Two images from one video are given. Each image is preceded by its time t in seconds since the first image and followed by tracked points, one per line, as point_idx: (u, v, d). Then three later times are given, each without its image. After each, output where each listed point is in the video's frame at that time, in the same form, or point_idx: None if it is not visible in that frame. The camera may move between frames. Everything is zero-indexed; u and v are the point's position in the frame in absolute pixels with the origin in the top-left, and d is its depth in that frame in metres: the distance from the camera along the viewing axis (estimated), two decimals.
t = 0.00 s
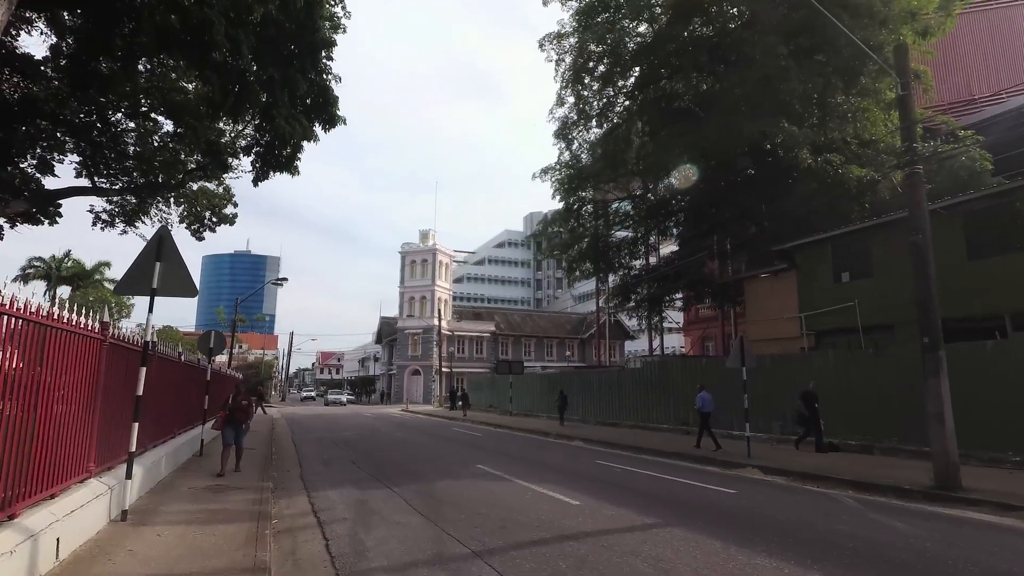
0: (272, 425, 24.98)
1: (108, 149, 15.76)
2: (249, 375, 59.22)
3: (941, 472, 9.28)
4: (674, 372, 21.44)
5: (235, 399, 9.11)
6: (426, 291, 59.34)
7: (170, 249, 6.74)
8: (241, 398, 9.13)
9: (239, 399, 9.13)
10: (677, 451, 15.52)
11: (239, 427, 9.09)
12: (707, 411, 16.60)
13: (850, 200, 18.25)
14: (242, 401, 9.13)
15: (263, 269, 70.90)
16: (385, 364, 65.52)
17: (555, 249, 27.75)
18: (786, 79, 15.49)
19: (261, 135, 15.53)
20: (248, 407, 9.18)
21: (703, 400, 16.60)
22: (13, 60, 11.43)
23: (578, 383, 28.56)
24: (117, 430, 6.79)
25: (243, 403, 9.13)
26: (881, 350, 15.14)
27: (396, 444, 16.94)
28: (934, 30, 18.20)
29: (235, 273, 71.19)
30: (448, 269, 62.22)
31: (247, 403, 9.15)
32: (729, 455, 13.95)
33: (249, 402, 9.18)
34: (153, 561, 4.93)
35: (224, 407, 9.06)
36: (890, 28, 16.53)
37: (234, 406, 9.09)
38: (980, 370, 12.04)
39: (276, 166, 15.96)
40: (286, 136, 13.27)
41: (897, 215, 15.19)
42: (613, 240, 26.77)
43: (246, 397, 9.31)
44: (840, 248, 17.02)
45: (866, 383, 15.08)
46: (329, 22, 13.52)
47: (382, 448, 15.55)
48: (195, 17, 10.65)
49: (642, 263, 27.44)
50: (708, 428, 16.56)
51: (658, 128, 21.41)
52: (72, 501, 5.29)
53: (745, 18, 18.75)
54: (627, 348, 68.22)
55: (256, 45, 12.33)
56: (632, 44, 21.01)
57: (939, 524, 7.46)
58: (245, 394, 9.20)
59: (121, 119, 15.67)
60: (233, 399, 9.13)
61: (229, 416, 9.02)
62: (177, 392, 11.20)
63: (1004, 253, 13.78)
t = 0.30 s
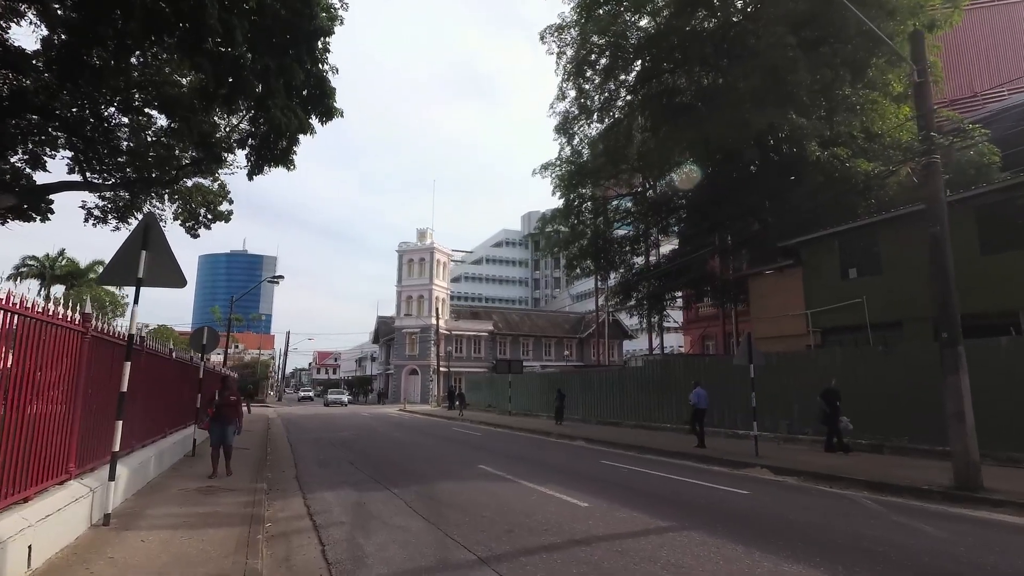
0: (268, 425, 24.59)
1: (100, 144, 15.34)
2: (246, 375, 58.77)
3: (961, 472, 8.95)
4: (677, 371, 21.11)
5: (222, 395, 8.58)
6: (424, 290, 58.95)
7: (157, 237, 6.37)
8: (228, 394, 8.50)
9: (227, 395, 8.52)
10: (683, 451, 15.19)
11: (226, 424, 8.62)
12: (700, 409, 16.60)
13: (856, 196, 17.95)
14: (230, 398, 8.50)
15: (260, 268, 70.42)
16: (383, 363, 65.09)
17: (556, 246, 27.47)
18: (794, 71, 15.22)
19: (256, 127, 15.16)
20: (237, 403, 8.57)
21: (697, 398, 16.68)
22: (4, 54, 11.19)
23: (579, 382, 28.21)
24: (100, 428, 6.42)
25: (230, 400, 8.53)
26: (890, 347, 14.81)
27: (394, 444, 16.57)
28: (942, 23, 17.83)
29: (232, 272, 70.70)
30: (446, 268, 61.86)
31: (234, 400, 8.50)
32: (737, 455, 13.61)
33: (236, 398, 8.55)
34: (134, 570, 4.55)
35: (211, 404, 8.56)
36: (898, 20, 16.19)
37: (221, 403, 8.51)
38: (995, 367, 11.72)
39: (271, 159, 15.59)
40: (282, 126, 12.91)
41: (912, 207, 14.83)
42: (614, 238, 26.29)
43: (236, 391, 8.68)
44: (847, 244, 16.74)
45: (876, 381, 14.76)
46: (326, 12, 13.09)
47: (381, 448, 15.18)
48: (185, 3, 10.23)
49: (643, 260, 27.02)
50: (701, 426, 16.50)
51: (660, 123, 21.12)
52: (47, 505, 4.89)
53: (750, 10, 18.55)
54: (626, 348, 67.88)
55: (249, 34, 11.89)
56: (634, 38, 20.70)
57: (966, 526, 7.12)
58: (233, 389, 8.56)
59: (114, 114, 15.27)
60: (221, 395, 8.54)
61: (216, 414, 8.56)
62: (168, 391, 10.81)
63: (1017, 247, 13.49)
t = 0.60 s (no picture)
0: (263, 426, 24.13)
1: (91, 140, 14.84)
2: (240, 375, 58.20)
3: (984, 477, 8.62)
4: (680, 371, 20.77)
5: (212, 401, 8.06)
6: (420, 289, 58.51)
7: (141, 231, 5.97)
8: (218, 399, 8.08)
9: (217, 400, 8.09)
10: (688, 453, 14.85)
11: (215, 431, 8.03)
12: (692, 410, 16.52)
13: (862, 194, 17.66)
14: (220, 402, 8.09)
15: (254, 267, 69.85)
16: (379, 363, 64.62)
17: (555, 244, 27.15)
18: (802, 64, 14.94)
19: (250, 121, 14.75)
20: (228, 408, 8.11)
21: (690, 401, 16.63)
22: None
23: (578, 382, 27.84)
24: (80, 435, 6.03)
25: (221, 405, 8.08)
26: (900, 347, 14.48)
27: (392, 446, 16.16)
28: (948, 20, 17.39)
29: (226, 271, 70.11)
30: (443, 268, 61.45)
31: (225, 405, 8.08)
32: (745, 458, 13.27)
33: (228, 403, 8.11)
34: None
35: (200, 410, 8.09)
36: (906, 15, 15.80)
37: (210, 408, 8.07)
38: (1012, 367, 11.41)
39: (265, 154, 15.18)
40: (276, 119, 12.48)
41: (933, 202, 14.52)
42: (614, 236, 25.95)
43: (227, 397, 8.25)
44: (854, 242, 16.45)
45: (885, 382, 14.44)
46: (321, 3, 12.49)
47: (378, 451, 14.79)
48: None
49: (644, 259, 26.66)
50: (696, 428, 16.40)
51: (661, 120, 20.82)
52: (20, 521, 4.47)
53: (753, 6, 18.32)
54: (623, 348, 67.57)
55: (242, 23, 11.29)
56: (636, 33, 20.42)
57: (997, 536, 6.78)
58: (224, 394, 8.15)
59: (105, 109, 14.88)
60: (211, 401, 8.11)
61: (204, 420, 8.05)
62: (157, 393, 10.39)
63: None
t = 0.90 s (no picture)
0: (256, 426, 23.71)
1: (81, 134, 14.35)
2: (233, 375, 57.60)
3: (1006, 478, 8.34)
4: (681, 370, 20.50)
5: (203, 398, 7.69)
6: (416, 288, 58.09)
7: (127, 216, 5.59)
8: (211, 396, 7.68)
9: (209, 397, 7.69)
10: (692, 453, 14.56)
11: (207, 431, 7.67)
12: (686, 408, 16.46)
13: (867, 190, 17.39)
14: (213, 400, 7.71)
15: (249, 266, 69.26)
16: (374, 363, 64.17)
17: (555, 242, 26.82)
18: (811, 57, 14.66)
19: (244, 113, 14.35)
20: (220, 406, 7.76)
21: (683, 399, 16.57)
22: None
23: (577, 381, 27.49)
24: (60, 436, 5.65)
25: (213, 402, 7.69)
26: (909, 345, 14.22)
27: (389, 446, 15.79)
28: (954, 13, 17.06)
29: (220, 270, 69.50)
30: (439, 266, 61.00)
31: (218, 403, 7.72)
32: (752, 458, 12.97)
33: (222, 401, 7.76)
34: None
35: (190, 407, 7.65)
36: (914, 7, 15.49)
37: (202, 406, 7.67)
38: None
39: (260, 147, 14.78)
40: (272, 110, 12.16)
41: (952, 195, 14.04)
42: (614, 234, 25.64)
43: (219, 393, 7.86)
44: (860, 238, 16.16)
45: (894, 381, 14.16)
46: None
47: (376, 451, 14.42)
48: None
49: (644, 258, 26.34)
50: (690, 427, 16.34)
51: (662, 116, 20.53)
52: None
53: None
54: (620, 347, 67.33)
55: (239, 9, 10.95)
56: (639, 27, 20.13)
57: None
58: (216, 391, 7.73)
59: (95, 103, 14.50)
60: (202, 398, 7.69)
61: (195, 419, 7.63)
62: (146, 392, 9.98)
63: None
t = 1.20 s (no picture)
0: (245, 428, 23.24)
1: (65, 129, 13.98)
2: (222, 375, 56.87)
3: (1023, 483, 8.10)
4: (679, 371, 20.24)
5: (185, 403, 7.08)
6: (408, 288, 57.61)
7: (105, 206, 5.17)
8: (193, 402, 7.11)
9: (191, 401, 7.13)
10: (693, 456, 14.29)
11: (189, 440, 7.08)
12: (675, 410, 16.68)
13: (867, 188, 17.20)
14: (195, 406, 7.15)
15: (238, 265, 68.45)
16: (365, 363, 63.63)
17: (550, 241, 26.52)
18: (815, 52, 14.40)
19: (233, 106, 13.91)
20: (203, 412, 7.19)
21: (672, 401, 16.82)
22: None
23: (572, 382, 27.18)
24: (30, 442, 5.24)
25: (195, 408, 7.12)
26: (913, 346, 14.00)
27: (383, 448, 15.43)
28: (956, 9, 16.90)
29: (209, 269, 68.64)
30: (431, 266, 60.55)
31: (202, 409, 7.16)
32: (755, 461, 12.72)
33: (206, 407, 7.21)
34: None
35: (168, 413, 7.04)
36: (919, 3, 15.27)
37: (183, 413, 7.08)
38: None
39: (250, 141, 14.35)
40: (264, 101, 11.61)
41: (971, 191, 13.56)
42: (611, 233, 25.38)
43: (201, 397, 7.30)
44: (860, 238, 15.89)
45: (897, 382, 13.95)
46: None
47: (370, 454, 14.06)
48: None
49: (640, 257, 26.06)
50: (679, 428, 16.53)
51: (659, 114, 20.30)
52: None
53: None
54: (613, 347, 67.15)
55: None
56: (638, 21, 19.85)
57: None
58: (198, 394, 7.20)
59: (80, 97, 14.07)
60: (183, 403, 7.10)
61: (175, 427, 7.02)
62: (129, 395, 9.56)
63: None
